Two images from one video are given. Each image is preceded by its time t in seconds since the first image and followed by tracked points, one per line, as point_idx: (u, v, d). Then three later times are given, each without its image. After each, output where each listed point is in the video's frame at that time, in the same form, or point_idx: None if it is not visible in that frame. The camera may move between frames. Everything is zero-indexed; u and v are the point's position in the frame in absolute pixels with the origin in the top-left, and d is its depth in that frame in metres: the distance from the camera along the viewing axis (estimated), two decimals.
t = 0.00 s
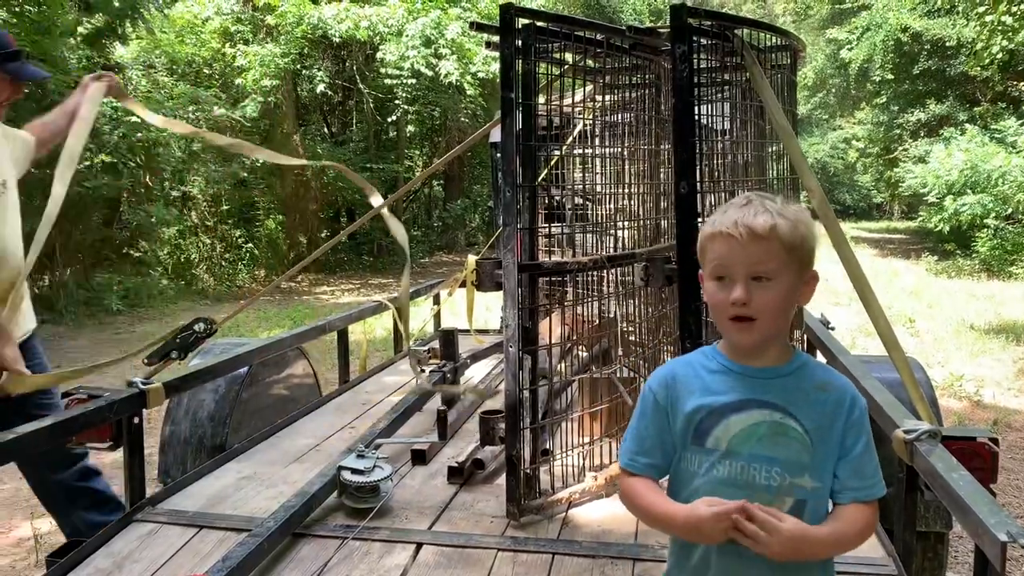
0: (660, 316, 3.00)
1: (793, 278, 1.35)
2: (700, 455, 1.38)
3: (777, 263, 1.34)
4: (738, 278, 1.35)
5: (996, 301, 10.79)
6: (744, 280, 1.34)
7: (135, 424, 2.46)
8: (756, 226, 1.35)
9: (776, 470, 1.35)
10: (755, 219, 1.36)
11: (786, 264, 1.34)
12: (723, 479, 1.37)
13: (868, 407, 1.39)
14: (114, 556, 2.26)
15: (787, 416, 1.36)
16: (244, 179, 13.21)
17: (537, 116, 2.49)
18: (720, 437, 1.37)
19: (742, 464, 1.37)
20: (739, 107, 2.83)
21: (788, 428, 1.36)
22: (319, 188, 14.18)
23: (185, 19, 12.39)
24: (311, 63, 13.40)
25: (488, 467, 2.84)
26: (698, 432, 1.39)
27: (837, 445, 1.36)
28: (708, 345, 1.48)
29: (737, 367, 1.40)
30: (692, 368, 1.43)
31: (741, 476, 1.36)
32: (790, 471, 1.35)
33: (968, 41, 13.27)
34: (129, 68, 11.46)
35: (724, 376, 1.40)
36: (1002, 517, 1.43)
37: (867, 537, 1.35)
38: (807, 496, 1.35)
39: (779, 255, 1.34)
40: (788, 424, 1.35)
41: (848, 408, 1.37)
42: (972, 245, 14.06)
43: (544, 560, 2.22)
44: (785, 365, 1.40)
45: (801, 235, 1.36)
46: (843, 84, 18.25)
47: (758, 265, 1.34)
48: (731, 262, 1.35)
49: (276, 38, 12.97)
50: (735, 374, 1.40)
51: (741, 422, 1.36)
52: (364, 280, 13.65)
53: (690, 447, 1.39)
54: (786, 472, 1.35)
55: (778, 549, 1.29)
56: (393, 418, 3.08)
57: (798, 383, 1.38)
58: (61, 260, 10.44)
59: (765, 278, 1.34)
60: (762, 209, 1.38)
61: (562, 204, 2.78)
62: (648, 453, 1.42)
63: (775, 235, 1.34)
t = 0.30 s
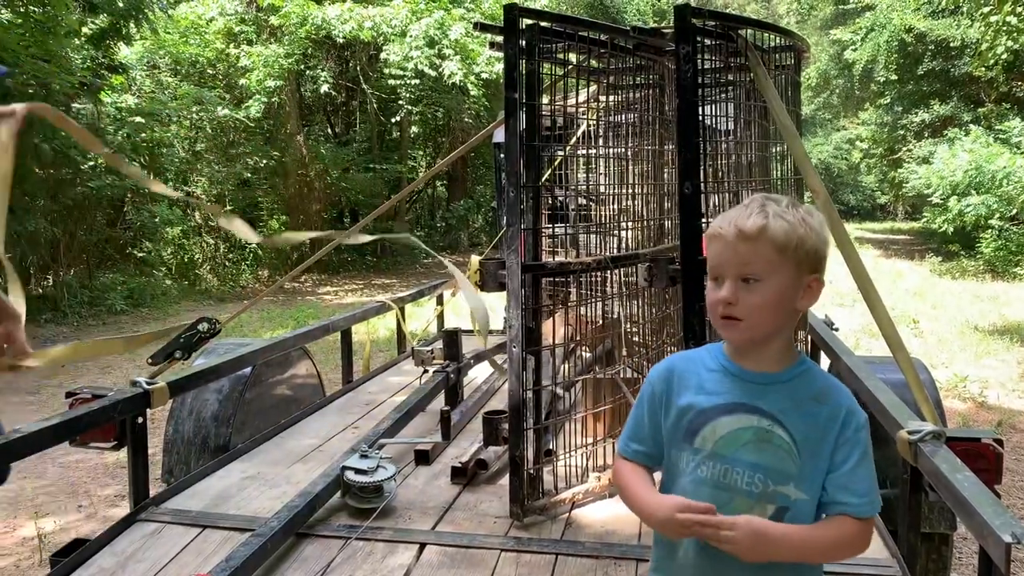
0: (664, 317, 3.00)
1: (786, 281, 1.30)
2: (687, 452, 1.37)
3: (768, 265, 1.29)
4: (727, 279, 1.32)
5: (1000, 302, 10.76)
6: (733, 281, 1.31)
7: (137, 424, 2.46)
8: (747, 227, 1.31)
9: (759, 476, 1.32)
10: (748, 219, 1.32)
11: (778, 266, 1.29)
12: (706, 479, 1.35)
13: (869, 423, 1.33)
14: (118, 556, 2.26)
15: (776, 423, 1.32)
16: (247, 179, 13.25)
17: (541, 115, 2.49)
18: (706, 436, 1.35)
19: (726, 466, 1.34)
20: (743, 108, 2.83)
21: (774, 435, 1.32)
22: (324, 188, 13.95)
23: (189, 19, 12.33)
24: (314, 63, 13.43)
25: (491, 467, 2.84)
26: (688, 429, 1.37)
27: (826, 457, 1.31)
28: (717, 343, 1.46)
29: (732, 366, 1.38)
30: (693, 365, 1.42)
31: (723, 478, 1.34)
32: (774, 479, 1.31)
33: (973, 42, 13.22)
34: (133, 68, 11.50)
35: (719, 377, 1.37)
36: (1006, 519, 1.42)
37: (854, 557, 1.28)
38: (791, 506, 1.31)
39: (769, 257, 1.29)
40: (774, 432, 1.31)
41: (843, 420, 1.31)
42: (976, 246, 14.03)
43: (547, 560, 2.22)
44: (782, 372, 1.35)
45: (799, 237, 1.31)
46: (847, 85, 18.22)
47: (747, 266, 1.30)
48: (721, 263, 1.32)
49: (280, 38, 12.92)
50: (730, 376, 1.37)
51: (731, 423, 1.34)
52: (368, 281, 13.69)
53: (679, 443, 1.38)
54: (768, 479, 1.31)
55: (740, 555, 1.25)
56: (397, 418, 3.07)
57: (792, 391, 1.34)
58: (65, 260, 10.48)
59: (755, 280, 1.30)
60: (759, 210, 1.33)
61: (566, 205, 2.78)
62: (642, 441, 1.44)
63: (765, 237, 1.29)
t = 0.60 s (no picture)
0: (665, 318, 2.99)
1: (772, 284, 1.29)
2: (678, 451, 1.38)
3: (752, 269, 1.29)
4: (712, 283, 1.32)
5: (1003, 303, 10.74)
6: (718, 284, 1.31)
7: (139, 424, 2.46)
8: (733, 231, 1.30)
9: (746, 478, 1.32)
10: (736, 224, 1.31)
11: (762, 270, 1.28)
12: (695, 479, 1.36)
13: (862, 427, 1.30)
14: (120, 557, 2.27)
15: (764, 425, 1.32)
16: (249, 180, 13.28)
17: (542, 116, 2.48)
18: (696, 436, 1.36)
19: (715, 467, 1.34)
20: (745, 109, 2.82)
21: (762, 437, 1.31)
22: (325, 188, 14.03)
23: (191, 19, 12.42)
24: (316, 63, 13.46)
25: (493, 468, 2.84)
26: (680, 429, 1.38)
27: (814, 461, 1.29)
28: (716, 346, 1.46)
29: (723, 368, 1.37)
30: (688, 366, 1.42)
31: (711, 479, 1.34)
32: (761, 480, 1.31)
33: (976, 41, 13.18)
34: (135, 69, 11.53)
35: (712, 378, 1.38)
36: (1009, 521, 1.42)
37: (841, 563, 1.26)
38: (779, 508, 1.30)
39: (753, 261, 1.28)
40: (761, 434, 1.31)
41: (833, 424, 1.30)
42: (979, 246, 14.01)
43: (549, 561, 2.22)
44: (773, 374, 1.34)
45: (785, 240, 1.29)
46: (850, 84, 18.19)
47: (732, 270, 1.29)
48: (708, 267, 1.32)
49: (282, 38, 12.91)
50: (721, 377, 1.37)
51: (719, 425, 1.34)
52: (370, 281, 13.72)
53: (672, 443, 1.40)
54: (755, 481, 1.31)
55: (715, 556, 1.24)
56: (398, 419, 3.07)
57: (781, 394, 1.33)
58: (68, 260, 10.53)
59: (738, 284, 1.29)
60: (748, 213, 1.32)
61: (567, 205, 2.78)
62: (641, 440, 1.47)
63: (750, 241, 1.29)
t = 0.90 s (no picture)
0: (667, 318, 2.99)
1: (774, 292, 1.28)
2: (676, 462, 1.37)
3: (757, 278, 1.27)
4: (714, 292, 1.30)
5: (1006, 302, 10.72)
6: (721, 294, 1.29)
7: (141, 425, 2.46)
8: (734, 239, 1.28)
9: (747, 483, 1.32)
10: (734, 231, 1.29)
11: (765, 280, 1.27)
12: (695, 489, 1.35)
13: (854, 423, 1.30)
14: (121, 558, 2.27)
15: (761, 430, 1.31)
16: (251, 180, 13.28)
17: (544, 117, 2.48)
18: (694, 445, 1.35)
19: (714, 475, 1.34)
20: (747, 109, 2.82)
21: (759, 442, 1.31)
22: (327, 188, 14.01)
23: (193, 20, 12.38)
24: (319, 64, 13.46)
25: (495, 469, 2.84)
26: (675, 438, 1.37)
27: (811, 461, 1.29)
28: (703, 349, 1.45)
29: (716, 375, 1.36)
30: (678, 373, 1.40)
31: (711, 486, 1.34)
32: (762, 485, 1.31)
33: (979, 41, 13.13)
34: (138, 69, 11.54)
35: (703, 385, 1.37)
36: (1012, 522, 1.42)
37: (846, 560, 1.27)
38: (781, 511, 1.30)
39: (758, 270, 1.27)
40: (759, 439, 1.31)
41: (829, 423, 1.29)
42: (982, 245, 13.98)
43: (551, 563, 2.22)
44: (767, 377, 1.33)
45: (786, 247, 1.28)
46: (852, 84, 18.15)
47: (734, 280, 1.28)
48: (708, 276, 1.30)
49: (284, 39, 12.89)
50: (714, 384, 1.36)
51: (715, 433, 1.33)
52: (372, 282, 13.72)
53: (667, 453, 1.38)
54: (757, 486, 1.31)
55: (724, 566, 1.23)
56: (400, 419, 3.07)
57: (775, 396, 1.32)
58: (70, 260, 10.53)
59: (744, 294, 1.28)
60: (745, 221, 1.30)
61: (569, 206, 2.77)
62: (636, 451, 1.45)
63: (751, 250, 1.27)
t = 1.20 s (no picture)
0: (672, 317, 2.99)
1: (770, 302, 1.28)
2: (672, 477, 1.36)
3: (754, 289, 1.26)
4: (711, 302, 1.27)
5: (1011, 302, 10.68)
6: (718, 305, 1.27)
7: (146, 422, 2.48)
8: (730, 251, 1.26)
9: (747, 491, 1.32)
10: (732, 242, 1.27)
11: (761, 292, 1.26)
12: (695, 502, 1.34)
13: (845, 418, 1.29)
14: (127, 554, 2.27)
15: (756, 438, 1.30)
16: (257, 179, 13.31)
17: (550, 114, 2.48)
18: (690, 459, 1.34)
19: (713, 485, 1.33)
20: (753, 106, 2.81)
21: (756, 450, 1.30)
22: (332, 187, 14.04)
23: (199, 18, 12.27)
24: (324, 62, 13.46)
25: (500, 466, 2.84)
26: (670, 452, 1.35)
27: (808, 463, 1.29)
28: (688, 354, 1.42)
29: (705, 385, 1.34)
30: (665, 385, 1.38)
31: (713, 496, 1.33)
32: (762, 492, 1.31)
33: (986, 39, 13.07)
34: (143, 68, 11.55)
35: (692, 397, 1.34)
36: (1019, 520, 1.41)
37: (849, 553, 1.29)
38: (782, 515, 1.31)
39: (756, 281, 1.26)
40: (755, 448, 1.30)
41: (822, 424, 1.29)
42: (988, 245, 13.93)
43: (556, 560, 2.22)
44: (758, 383, 1.32)
45: (780, 257, 1.28)
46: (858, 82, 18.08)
47: (730, 293, 1.26)
48: (702, 287, 1.28)
49: (289, 37, 12.90)
50: (704, 395, 1.34)
51: (711, 444, 1.32)
52: (377, 281, 13.71)
53: (662, 468, 1.37)
54: (757, 494, 1.31)
55: None
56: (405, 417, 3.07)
57: (767, 403, 1.31)
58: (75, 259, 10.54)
59: (741, 305, 1.27)
60: (741, 230, 1.29)
61: (574, 204, 2.77)
62: (629, 466, 1.43)
63: (749, 262, 1.26)
